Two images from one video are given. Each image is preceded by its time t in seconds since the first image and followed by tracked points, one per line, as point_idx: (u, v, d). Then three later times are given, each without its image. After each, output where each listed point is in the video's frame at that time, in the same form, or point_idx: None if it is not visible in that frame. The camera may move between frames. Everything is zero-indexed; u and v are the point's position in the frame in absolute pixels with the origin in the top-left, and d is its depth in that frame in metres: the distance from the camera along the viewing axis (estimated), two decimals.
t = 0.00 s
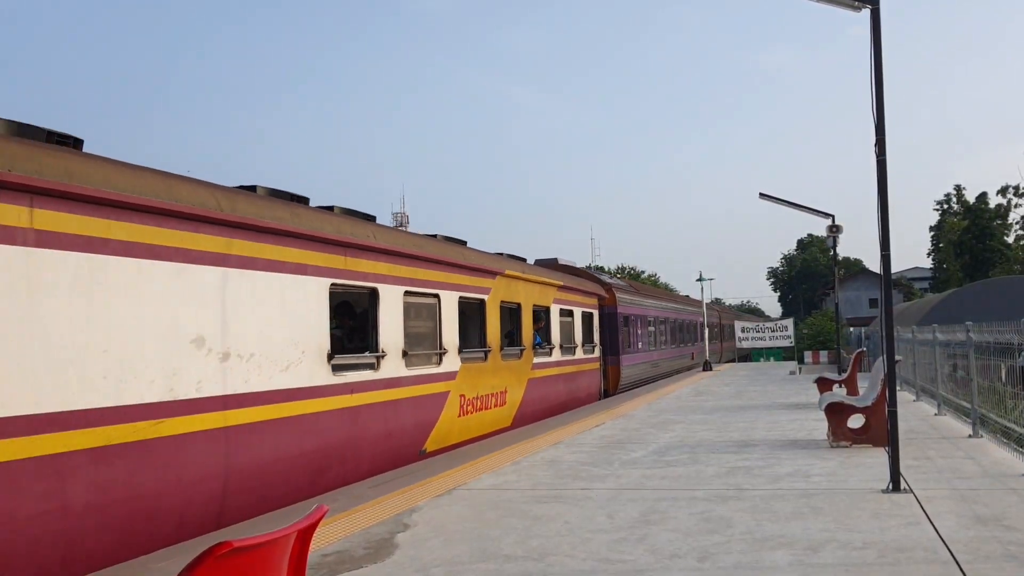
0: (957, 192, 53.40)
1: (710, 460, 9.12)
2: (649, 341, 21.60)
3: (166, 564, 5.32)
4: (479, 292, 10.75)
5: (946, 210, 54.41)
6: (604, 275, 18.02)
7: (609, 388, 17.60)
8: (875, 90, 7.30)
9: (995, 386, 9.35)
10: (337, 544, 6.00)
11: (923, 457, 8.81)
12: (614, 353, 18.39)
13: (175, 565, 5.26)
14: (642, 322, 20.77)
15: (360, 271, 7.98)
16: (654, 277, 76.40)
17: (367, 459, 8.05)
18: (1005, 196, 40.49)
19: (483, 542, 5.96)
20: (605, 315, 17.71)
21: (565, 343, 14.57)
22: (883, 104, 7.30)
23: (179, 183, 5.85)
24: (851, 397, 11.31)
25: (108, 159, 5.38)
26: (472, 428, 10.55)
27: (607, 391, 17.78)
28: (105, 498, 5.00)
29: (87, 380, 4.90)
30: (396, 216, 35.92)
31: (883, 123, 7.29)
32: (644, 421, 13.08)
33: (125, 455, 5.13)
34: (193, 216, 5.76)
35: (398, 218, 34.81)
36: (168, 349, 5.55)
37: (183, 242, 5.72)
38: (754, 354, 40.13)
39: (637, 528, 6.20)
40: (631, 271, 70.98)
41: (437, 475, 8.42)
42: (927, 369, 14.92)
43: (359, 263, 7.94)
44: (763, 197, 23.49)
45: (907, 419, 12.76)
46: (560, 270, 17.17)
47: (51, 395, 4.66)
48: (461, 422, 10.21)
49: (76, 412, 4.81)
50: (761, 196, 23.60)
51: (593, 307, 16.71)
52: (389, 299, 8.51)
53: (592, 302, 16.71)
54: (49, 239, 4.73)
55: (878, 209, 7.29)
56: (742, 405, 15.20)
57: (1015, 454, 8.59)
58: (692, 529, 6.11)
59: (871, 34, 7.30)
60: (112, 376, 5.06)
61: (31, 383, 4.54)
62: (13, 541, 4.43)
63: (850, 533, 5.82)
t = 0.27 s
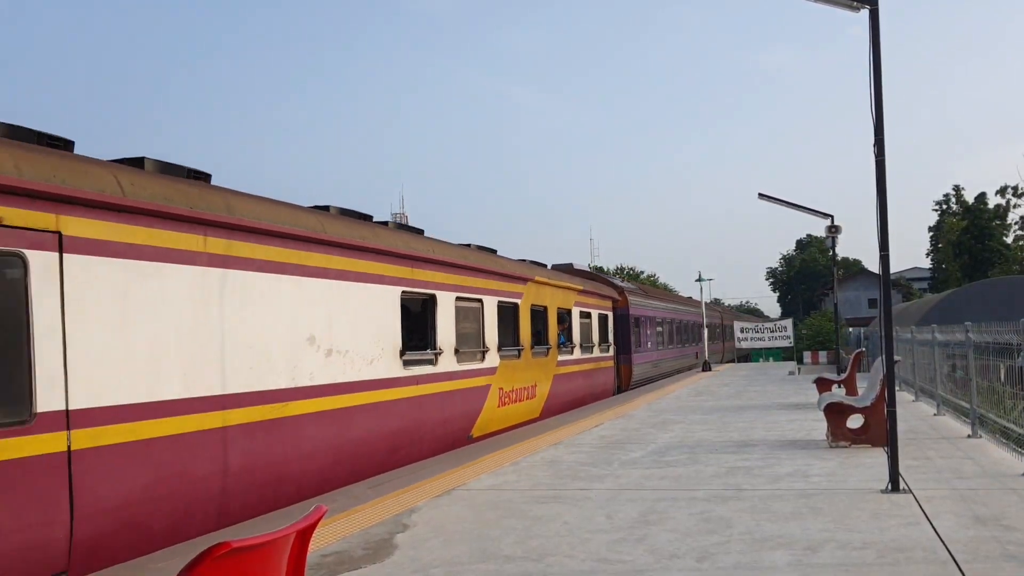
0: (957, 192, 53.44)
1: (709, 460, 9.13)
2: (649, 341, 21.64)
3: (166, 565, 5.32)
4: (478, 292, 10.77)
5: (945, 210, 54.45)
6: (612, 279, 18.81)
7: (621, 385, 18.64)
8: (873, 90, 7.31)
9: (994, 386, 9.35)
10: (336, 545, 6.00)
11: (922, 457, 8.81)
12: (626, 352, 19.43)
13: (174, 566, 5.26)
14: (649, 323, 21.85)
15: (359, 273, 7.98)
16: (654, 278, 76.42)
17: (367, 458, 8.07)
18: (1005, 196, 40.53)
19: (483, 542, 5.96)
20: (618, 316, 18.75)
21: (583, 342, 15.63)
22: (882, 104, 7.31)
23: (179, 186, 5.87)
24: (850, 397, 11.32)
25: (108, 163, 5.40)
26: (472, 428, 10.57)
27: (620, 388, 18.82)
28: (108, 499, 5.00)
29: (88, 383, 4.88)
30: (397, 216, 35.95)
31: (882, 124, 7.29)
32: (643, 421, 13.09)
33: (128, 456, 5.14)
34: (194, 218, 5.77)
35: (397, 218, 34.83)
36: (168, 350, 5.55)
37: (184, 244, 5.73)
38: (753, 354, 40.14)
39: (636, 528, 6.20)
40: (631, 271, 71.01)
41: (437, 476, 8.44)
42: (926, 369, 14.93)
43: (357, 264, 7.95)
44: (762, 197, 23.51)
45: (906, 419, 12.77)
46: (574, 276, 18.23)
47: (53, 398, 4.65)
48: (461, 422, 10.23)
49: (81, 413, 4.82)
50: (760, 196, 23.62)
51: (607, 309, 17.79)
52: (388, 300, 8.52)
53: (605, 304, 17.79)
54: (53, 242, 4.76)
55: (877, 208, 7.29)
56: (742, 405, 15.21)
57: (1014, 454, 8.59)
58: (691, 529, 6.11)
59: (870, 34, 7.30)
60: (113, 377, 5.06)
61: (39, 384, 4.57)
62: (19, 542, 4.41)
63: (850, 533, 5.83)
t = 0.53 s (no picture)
0: (956, 193, 53.47)
1: (709, 460, 9.13)
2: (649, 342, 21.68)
3: (166, 565, 5.31)
4: (475, 292, 10.78)
5: (944, 211, 54.49)
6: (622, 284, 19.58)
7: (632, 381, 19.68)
8: (873, 90, 7.31)
9: (993, 387, 9.36)
10: (335, 545, 5.99)
11: (921, 457, 8.82)
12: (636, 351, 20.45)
13: (173, 566, 5.27)
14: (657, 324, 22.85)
15: (357, 274, 8.02)
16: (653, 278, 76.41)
17: (366, 458, 8.08)
18: (1004, 197, 40.56)
19: (482, 542, 5.97)
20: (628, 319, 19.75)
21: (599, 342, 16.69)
22: (881, 104, 7.31)
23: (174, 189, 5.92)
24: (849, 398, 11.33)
25: (104, 167, 5.46)
26: (470, 429, 10.57)
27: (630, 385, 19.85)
28: (104, 498, 5.04)
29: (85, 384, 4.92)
30: (396, 215, 35.97)
31: (882, 124, 7.30)
32: (643, 422, 13.10)
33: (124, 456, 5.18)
34: (189, 220, 5.81)
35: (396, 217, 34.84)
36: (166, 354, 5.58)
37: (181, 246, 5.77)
38: (753, 355, 40.14)
39: (636, 529, 6.20)
40: (630, 271, 71.03)
41: (437, 476, 8.45)
42: (925, 369, 14.92)
43: (355, 265, 7.98)
44: (761, 197, 23.49)
45: (905, 420, 12.78)
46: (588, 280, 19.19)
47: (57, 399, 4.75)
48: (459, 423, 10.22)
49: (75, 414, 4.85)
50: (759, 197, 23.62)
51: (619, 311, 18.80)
52: (386, 302, 8.56)
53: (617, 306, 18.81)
54: (52, 247, 4.80)
55: (876, 208, 7.29)
56: (741, 406, 15.22)
57: (1013, 455, 8.60)
58: (690, 530, 6.12)
59: (870, 35, 7.30)
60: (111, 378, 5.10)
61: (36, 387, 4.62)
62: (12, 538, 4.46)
63: (849, 533, 5.83)
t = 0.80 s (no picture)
0: (955, 193, 53.45)
1: (707, 461, 9.14)
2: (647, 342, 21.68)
3: (165, 566, 5.31)
4: (473, 293, 10.79)
5: (943, 212, 54.49)
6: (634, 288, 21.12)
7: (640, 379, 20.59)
8: (872, 91, 7.31)
9: (992, 387, 9.37)
10: (333, 546, 5.98)
11: (920, 458, 8.82)
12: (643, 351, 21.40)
13: (171, 566, 5.26)
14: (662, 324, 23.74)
15: (359, 276, 8.05)
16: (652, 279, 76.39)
17: (366, 457, 8.10)
18: (1002, 197, 40.55)
19: (481, 542, 5.97)
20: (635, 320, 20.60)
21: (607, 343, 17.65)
22: (880, 105, 7.32)
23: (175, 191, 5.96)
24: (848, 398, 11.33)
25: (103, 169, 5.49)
26: (469, 430, 10.58)
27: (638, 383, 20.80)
28: (104, 497, 5.09)
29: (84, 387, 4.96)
30: (394, 215, 35.96)
31: (880, 125, 7.30)
32: (642, 422, 13.10)
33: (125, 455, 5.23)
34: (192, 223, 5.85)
35: (394, 217, 34.90)
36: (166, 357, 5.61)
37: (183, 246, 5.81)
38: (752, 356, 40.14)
39: (634, 529, 6.21)
40: (629, 271, 71.03)
41: (436, 476, 8.46)
42: (924, 369, 14.92)
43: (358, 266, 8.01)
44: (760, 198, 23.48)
45: (904, 420, 12.78)
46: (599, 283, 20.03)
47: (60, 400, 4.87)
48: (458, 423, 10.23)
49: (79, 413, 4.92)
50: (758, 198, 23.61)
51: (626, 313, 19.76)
52: (386, 304, 8.57)
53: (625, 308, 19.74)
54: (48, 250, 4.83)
55: (875, 209, 7.30)
56: (740, 406, 15.22)
57: (1012, 455, 8.60)
58: (689, 530, 6.12)
59: (869, 35, 7.31)
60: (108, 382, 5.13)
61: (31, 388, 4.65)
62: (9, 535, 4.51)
63: (847, 533, 5.84)
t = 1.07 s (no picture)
0: (954, 193, 53.45)
1: (707, 461, 9.15)
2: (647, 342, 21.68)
3: (163, 566, 5.30)
4: (471, 294, 10.80)
5: (943, 212, 54.49)
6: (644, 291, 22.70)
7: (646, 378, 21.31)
8: (871, 91, 7.31)
9: (991, 388, 9.37)
10: (332, 546, 5.97)
11: (919, 458, 8.82)
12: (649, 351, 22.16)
13: (169, 567, 5.27)
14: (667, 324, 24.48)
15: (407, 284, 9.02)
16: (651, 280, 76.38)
17: (366, 458, 8.13)
18: (1002, 197, 40.54)
19: (480, 543, 5.97)
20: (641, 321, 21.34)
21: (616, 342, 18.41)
22: (879, 105, 7.31)
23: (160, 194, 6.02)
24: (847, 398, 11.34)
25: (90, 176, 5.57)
26: (467, 430, 10.58)
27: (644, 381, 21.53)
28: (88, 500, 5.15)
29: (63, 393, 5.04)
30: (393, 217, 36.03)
31: (880, 125, 7.30)
32: (642, 423, 13.10)
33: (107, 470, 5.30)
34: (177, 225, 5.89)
35: (393, 218, 34.89)
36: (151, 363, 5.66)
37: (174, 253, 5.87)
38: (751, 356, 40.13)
39: (633, 529, 6.21)
40: (628, 272, 71.01)
41: (435, 476, 8.47)
42: (923, 370, 14.92)
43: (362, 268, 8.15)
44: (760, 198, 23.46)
45: (903, 420, 12.79)
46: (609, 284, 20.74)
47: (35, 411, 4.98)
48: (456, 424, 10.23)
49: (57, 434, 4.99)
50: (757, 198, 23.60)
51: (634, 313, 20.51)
52: (384, 306, 8.58)
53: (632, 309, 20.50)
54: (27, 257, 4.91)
55: (874, 208, 7.29)
56: (740, 407, 15.22)
57: (1012, 455, 8.60)
58: (688, 530, 6.12)
59: (868, 35, 7.30)
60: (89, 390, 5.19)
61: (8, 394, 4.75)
62: None
63: (847, 534, 5.84)
